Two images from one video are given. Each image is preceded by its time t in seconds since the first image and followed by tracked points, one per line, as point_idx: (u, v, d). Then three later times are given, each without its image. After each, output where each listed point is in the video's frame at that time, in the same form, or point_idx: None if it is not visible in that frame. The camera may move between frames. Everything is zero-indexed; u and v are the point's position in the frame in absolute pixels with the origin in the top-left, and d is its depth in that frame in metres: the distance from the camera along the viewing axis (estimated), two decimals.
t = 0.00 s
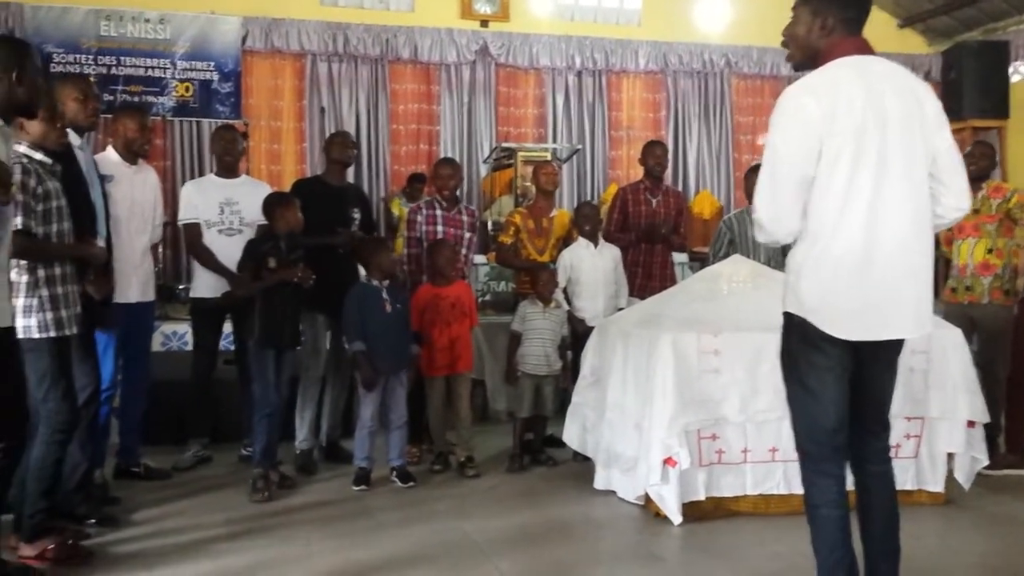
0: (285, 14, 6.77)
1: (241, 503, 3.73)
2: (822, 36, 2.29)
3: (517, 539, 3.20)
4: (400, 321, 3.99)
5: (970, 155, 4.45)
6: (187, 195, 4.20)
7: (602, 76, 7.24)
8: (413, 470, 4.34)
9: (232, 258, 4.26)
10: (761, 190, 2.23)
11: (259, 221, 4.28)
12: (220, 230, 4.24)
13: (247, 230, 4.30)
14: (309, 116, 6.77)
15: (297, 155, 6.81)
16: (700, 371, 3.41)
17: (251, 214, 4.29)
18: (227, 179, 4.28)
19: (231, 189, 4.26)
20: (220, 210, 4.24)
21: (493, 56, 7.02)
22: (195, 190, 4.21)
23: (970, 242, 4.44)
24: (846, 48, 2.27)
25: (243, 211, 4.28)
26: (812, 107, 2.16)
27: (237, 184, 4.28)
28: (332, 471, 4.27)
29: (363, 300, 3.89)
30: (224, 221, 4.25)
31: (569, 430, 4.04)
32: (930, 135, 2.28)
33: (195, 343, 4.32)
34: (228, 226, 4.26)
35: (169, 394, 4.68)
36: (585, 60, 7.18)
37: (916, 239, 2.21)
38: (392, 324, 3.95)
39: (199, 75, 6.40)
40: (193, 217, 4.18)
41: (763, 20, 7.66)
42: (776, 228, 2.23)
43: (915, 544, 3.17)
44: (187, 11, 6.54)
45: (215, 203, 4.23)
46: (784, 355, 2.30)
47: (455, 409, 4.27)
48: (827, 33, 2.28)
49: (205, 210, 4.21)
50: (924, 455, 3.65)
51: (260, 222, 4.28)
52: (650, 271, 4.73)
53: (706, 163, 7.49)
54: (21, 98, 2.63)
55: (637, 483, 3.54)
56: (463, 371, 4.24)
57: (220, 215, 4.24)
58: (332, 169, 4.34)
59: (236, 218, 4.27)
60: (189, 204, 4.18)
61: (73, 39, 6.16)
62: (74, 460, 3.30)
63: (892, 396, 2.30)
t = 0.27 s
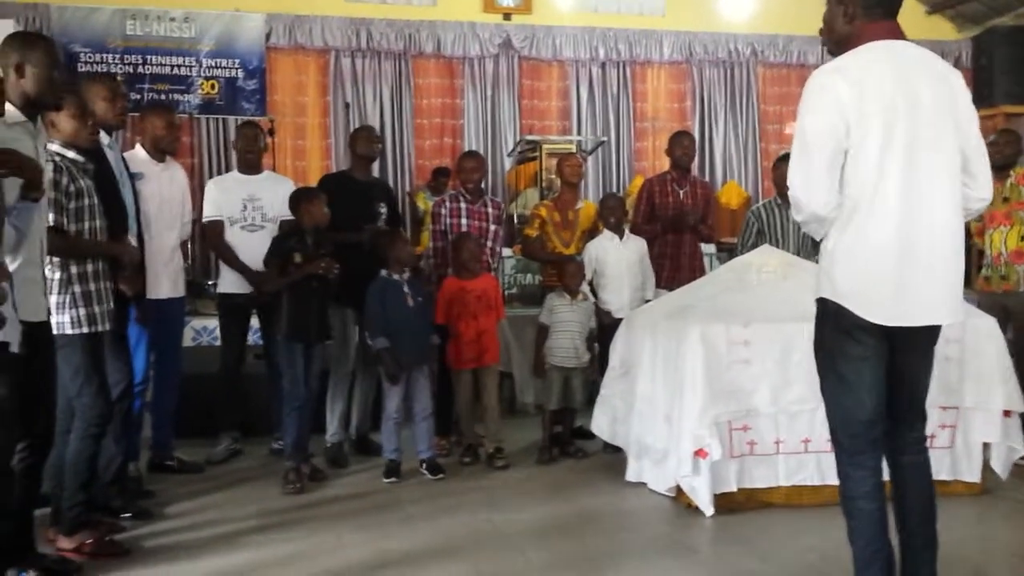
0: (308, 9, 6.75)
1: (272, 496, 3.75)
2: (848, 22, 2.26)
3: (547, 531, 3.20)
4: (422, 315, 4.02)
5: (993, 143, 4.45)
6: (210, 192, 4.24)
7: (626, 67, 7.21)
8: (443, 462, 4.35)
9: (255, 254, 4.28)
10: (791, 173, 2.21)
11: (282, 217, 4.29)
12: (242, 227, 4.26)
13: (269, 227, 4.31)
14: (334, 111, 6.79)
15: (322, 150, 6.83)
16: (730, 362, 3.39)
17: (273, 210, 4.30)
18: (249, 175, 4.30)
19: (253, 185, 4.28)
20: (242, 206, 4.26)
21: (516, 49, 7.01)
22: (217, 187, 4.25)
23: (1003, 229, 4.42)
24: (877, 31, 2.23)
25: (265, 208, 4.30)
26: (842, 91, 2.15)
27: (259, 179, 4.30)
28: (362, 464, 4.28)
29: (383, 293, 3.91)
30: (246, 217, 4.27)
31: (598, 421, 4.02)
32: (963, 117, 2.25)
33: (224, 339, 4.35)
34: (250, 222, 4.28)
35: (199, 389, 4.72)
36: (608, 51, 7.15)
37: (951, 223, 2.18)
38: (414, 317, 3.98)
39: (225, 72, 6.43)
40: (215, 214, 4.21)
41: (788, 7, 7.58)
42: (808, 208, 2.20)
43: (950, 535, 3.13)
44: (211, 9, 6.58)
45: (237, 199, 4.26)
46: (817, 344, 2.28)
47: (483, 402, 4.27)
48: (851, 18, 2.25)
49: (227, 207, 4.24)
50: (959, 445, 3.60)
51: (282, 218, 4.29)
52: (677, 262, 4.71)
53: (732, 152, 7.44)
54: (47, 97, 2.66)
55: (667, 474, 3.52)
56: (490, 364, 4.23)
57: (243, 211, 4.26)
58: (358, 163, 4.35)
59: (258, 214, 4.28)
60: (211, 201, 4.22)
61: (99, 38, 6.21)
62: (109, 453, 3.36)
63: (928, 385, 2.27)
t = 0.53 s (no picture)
0: (322, 12, 6.79)
1: (286, 496, 3.76)
2: (861, 22, 2.26)
3: (560, 532, 3.19)
4: (430, 316, 4.00)
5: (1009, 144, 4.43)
6: (219, 194, 4.27)
7: (639, 68, 7.19)
8: (456, 463, 4.35)
9: (263, 255, 4.29)
10: (802, 180, 2.20)
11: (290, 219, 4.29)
12: (251, 228, 4.28)
13: (278, 228, 4.31)
14: (347, 113, 6.81)
15: (335, 151, 6.85)
16: (745, 363, 3.38)
17: (282, 212, 4.30)
18: (258, 177, 4.30)
19: (261, 186, 4.29)
20: (251, 208, 4.27)
21: (529, 50, 7.01)
22: (226, 188, 4.27)
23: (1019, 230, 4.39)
24: (889, 32, 2.22)
25: (274, 209, 4.30)
26: (856, 93, 2.13)
27: (267, 181, 4.30)
28: (375, 464, 4.29)
29: (390, 294, 3.92)
30: (254, 219, 4.28)
31: (611, 420, 4.02)
32: (979, 118, 2.23)
33: (237, 340, 4.36)
34: (259, 223, 4.29)
35: (213, 389, 4.74)
36: (622, 52, 7.14)
37: (966, 226, 2.17)
38: (423, 318, 3.97)
39: (238, 74, 6.46)
40: (223, 216, 4.24)
41: (803, 7, 7.55)
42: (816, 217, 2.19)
43: (967, 538, 3.11)
44: (225, 11, 6.60)
45: (246, 201, 4.27)
46: (832, 346, 2.27)
47: (495, 403, 4.27)
48: (864, 19, 2.25)
49: (235, 209, 4.26)
50: (975, 447, 3.58)
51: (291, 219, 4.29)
52: (691, 263, 4.69)
53: (746, 153, 7.41)
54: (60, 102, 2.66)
55: (681, 476, 3.51)
56: (502, 365, 4.24)
57: (251, 213, 4.27)
58: (371, 165, 4.36)
59: (266, 215, 4.29)
60: (219, 203, 4.25)
61: (114, 40, 6.25)
62: (124, 454, 3.36)
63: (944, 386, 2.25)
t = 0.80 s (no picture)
0: (339, 9, 6.77)
1: (302, 493, 3.77)
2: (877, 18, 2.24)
3: (576, 531, 3.19)
4: (445, 314, 4.02)
5: None
6: (235, 192, 4.27)
7: (657, 65, 7.17)
8: (472, 461, 4.35)
9: (280, 253, 4.29)
10: (816, 182, 2.20)
11: (307, 217, 4.30)
12: (268, 226, 4.28)
13: (295, 226, 4.32)
14: (364, 111, 6.82)
15: (352, 150, 6.87)
16: (763, 362, 3.36)
17: (298, 210, 4.31)
18: (274, 175, 4.33)
19: (278, 185, 4.30)
20: (268, 206, 4.28)
21: (546, 47, 6.99)
22: (242, 187, 4.27)
23: None
24: (908, 28, 2.19)
25: (290, 207, 4.31)
26: (870, 93, 2.12)
27: (284, 180, 4.32)
28: (391, 462, 4.29)
29: (405, 293, 3.94)
30: (271, 217, 4.29)
31: (628, 418, 4.02)
32: (1000, 115, 2.19)
33: (253, 337, 4.38)
34: (276, 222, 4.30)
35: (230, 386, 4.76)
36: (639, 49, 7.11)
37: (984, 224, 2.14)
38: (436, 317, 3.98)
39: (257, 73, 6.48)
40: (239, 214, 4.24)
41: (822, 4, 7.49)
42: (829, 220, 2.20)
43: (987, 539, 3.08)
44: (243, 10, 6.62)
45: (262, 200, 4.28)
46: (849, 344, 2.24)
47: (511, 402, 4.26)
48: (882, 14, 2.23)
49: (252, 207, 4.26)
50: (995, 448, 3.54)
51: (307, 217, 4.30)
52: (708, 262, 4.67)
53: (765, 150, 7.37)
54: (81, 99, 2.69)
55: (699, 475, 3.50)
56: (518, 363, 4.24)
57: (268, 211, 4.28)
58: (388, 163, 4.36)
59: (283, 214, 4.30)
60: (236, 201, 4.25)
61: (133, 39, 6.28)
62: (142, 451, 3.35)
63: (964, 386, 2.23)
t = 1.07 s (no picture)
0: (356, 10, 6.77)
1: (319, 493, 3.77)
2: (897, 19, 2.23)
3: (593, 534, 3.17)
4: (460, 315, 4.01)
5: None
6: (254, 193, 4.29)
7: (675, 66, 7.14)
8: (488, 463, 4.34)
9: (298, 254, 4.30)
10: (834, 187, 2.17)
11: (325, 218, 4.31)
12: (286, 227, 4.30)
13: (313, 227, 4.33)
14: (381, 112, 6.83)
15: (369, 151, 6.88)
16: (782, 365, 3.34)
17: (317, 211, 4.32)
18: (293, 177, 4.34)
19: (296, 186, 4.32)
20: (286, 207, 4.29)
21: (563, 48, 6.98)
22: (261, 188, 4.29)
23: None
24: (929, 30, 2.17)
25: (309, 208, 4.32)
26: (888, 96, 2.10)
27: (302, 181, 4.33)
28: (407, 463, 4.29)
29: (420, 294, 3.94)
30: (290, 218, 4.30)
31: (646, 422, 4.01)
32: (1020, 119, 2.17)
33: (270, 337, 4.39)
34: (294, 223, 4.30)
35: (247, 386, 4.78)
36: (657, 50, 7.09)
37: (1003, 228, 2.11)
38: (452, 318, 3.98)
39: (275, 74, 6.53)
40: (259, 215, 4.26)
41: (842, 4, 7.45)
42: (849, 226, 2.16)
43: (1008, 545, 3.05)
44: (261, 11, 6.64)
45: (281, 201, 4.29)
46: (869, 348, 2.22)
47: (528, 404, 4.26)
48: (903, 15, 2.21)
49: (271, 208, 4.28)
50: (1017, 453, 3.50)
51: (325, 219, 4.31)
52: (726, 264, 4.64)
53: (783, 152, 7.33)
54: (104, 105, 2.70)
55: (716, 479, 3.47)
56: (535, 365, 4.23)
57: (287, 212, 4.29)
58: (405, 165, 4.36)
59: (302, 215, 4.31)
60: (255, 202, 4.27)
61: (152, 40, 6.34)
62: (160, 451, 3.43)
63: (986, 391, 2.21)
